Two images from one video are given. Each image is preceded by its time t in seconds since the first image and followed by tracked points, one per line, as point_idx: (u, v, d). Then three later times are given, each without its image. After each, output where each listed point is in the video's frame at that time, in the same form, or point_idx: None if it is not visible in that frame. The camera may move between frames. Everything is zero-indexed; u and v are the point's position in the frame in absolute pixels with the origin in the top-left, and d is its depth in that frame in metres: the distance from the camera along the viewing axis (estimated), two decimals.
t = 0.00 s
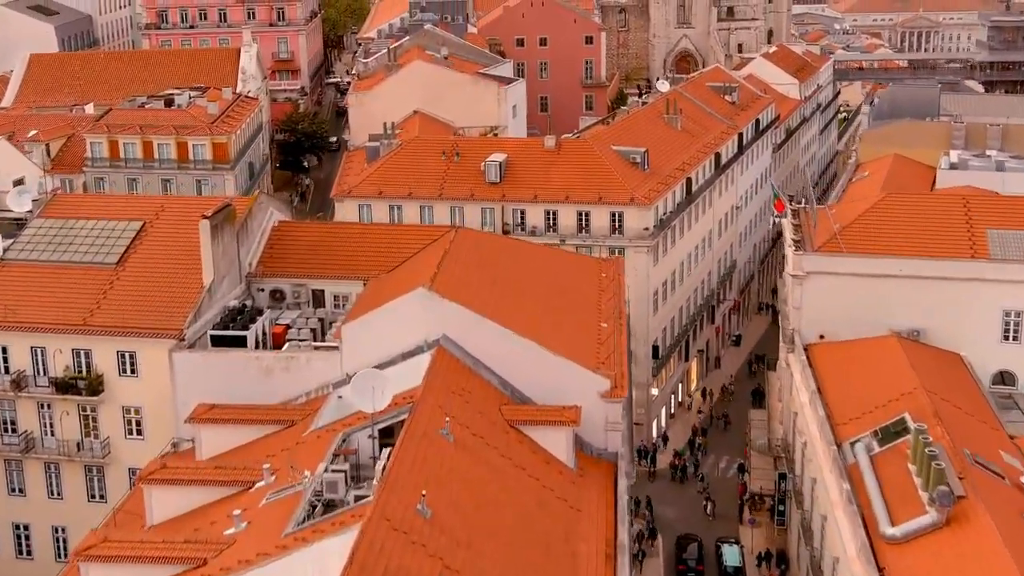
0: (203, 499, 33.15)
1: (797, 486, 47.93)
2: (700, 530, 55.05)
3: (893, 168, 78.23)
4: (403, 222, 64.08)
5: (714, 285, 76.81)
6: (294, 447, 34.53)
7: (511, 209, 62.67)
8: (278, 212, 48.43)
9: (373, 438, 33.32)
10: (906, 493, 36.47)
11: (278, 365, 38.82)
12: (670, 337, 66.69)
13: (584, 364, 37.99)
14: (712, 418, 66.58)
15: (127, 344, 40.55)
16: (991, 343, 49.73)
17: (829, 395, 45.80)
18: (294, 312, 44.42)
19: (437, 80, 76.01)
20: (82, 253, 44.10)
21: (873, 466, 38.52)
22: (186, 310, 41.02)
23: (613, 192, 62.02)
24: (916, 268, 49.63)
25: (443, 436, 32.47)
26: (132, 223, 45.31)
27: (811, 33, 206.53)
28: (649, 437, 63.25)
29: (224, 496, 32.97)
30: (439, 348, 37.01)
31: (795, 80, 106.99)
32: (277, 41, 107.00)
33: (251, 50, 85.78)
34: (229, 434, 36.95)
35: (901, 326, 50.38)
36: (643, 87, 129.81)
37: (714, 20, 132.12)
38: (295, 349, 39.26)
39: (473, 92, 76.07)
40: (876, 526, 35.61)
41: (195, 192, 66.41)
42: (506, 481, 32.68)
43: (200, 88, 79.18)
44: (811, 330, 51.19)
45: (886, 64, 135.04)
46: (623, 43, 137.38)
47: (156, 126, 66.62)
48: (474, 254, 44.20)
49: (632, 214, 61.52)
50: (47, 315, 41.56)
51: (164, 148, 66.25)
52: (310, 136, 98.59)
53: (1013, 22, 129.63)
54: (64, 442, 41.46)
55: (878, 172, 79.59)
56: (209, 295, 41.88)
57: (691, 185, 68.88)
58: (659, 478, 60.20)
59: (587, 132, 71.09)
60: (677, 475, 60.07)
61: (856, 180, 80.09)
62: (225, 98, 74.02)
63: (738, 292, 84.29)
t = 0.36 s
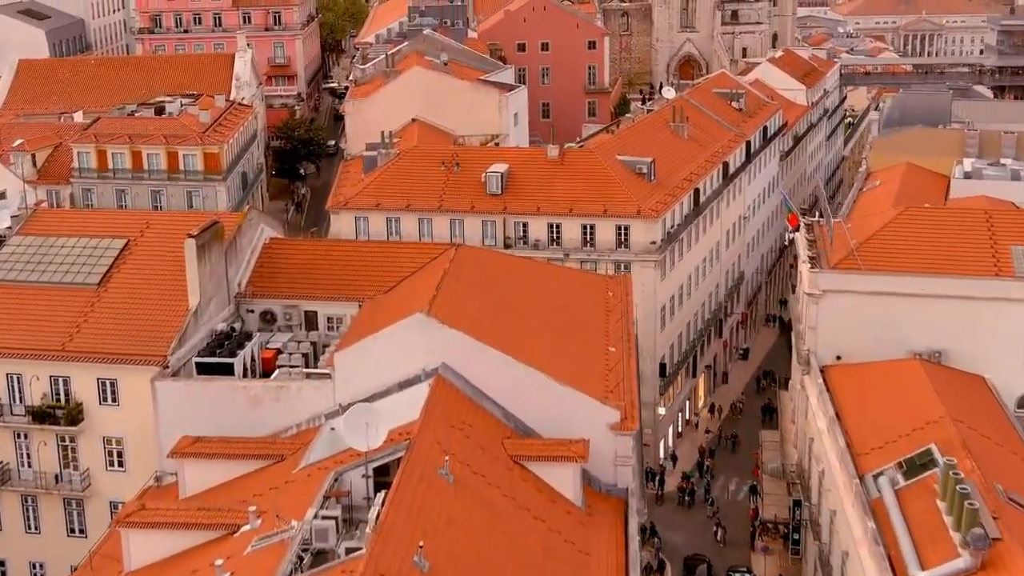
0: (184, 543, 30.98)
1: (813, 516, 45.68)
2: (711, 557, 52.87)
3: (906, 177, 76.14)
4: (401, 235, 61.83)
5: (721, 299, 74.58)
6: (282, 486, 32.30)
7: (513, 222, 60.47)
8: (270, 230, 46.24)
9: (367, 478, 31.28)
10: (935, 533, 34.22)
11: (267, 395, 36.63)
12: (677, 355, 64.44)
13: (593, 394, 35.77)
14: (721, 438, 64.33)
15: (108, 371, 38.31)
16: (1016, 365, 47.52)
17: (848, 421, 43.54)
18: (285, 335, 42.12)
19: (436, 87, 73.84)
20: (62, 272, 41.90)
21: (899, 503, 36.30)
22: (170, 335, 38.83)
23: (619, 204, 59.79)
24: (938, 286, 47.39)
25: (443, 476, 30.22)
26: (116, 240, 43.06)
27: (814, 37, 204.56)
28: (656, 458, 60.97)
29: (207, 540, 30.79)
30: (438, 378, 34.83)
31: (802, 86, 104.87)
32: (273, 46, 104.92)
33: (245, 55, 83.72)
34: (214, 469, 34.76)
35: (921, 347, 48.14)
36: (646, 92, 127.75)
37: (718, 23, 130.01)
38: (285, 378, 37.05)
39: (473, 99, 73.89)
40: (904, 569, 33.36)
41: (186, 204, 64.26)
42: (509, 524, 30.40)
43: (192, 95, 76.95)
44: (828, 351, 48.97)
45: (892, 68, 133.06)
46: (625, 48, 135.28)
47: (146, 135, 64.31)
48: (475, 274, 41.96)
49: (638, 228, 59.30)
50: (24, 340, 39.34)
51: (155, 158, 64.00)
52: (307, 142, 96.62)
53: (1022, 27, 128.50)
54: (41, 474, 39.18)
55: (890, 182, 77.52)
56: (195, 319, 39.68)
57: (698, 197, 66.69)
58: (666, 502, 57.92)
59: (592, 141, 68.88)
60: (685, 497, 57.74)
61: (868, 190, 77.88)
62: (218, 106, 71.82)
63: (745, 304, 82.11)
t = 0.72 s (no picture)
0: None
1: (834, 552, 43.17)
2: None
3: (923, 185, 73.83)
4: (398, 249, 59.34)
5: (730, 313, 72.09)
6: (267, 536, 29.81)
7: (516, 237, 58.02)
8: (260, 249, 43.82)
9: (359, 528, 28.78)
10: None
11: (253, 432, 34.20)
12: (686, 374, 61.97)
13: (602, 431, 33.34)
14: (732, 462, 61.86)
15: (83, 405, 35.76)
16: None
17: (872, 456, 41.02)
18: (274, 364, 39.65)
19: (435, 95, 71.39)
20: (38, 296, 39.39)
21: (931, 548, 33.91)
22: (151, 365, 36.37)
23: (626, 219, 57.32)
24: (964, 309, 44.90)
25: (442, 527, 27.75)
26: (95, 261, 40.55)
27: (818, 41, 202.31)
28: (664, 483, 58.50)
29: None
30: (436, 415, 32.42)
31: (810, 92, 102.51)
32: (268, 52, 102.48)
33: (239, 62, 81.52)
34: (195, 514, 32.29)
35: (946, 372, 45.65)
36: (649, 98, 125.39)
37: (722, 28, 127.54)
38: (273, 413, 34.61)
39: (473, 107, 71.41)
40: None
41: (175, 217, 61.75)
42: None
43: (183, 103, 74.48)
44: (848, 377, 46.52)
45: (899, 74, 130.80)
46: (628, 52, 132.98)
47: (133, 146, 61.81)
48: (475, 296, 39.47)
49: (645, 243, 56.79)
50: None
51: (142, 170, 61.53)
52: (302, 151, 93.81)
53: None
54: (13, 514, 36.59)
55: (905, 192, 75.22)
56: (178, 347, 37.24)
57: (708, 210, 64.25)
58: (675, 529, 55.39)
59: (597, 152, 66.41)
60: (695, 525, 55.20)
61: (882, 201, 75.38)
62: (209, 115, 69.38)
63: (754, 319, 79.69)
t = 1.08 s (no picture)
0: None
1: None
2: None
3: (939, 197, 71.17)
4: (396, 266, 56.90)
5: (740, 330, 69.61)
6: None
7: (519, 253, 55.54)
8: (249, 271, 41.35)
9: None
10: None
11: (238, 473, 31.87)
12: (695, 396, 59.49)
13: (615, 476, 30.92)
14: (744, 488, 59.35)
15: (55, 443, 33.14)
16: None
17: (899, 493, 38.68)
18: (262, 397, 37.21)
19: (434, 104, 68.88)
20: (11, 323, 36.88)
21: None
22: (129, 400, 33.89)
23: (635, 235, 54.80)
24: (994, 334, 42.40)
25: None
26: (73, 285, 38.02)
27: (823, 45, 200.00)
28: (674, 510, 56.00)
29: None
30: (436, 460, 30.08)
31: (818, 99, 100.12)
32: (263, 57, 100.01)
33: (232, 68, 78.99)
34: (175, 565, 29.89)
35: (975, 401, 43.19)
36: (653, 105, 123.01)
37: (728, 32, 124.99)
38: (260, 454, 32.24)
39: (474, 117, 68.89)
40: None
41: (163, 232, 59.27)
42: None
43: (174, 111, 72.02)
44: (870, 405, 44.05)
45: (908, 79, 128.40)
46: (631, 57, 130.64)
47: (120, 158, 59.35)
48: (476, 324, 36.96)
49: (654, 260, 54.27)
50: None
51: (129, 184, 59.07)
52: (298, 160, 91.16)
53: None
54: None
55: (921, 204, 72.62)
56: (159, 380, 34.80)
57: (718, 224, 61.75)
58: (686, 560, 52.94)
59: (603, 163, 63.92)
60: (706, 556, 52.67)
61: (896, 213, 72.85)
62: (200, 125, 66.94)
63: (763, 334, 77.26)
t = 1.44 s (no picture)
0: None
1: None
2: None
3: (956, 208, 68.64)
4: (393, 284, 54.43)
5: (751, 348, 67.13)
6: None
7: (522, 271, 53.04)
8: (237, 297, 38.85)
9: None
10: None
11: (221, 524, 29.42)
12: (706, 419, 57.00)
13: (629, 527, 28.63)
14: (757, 515, 56.91)
15: (24, 488, 30.60)
16: None
17: (930, 536, 36.22)
18: (248, 434, 34.72)
19: (434, 113, 66.40)
20: None
21: None
22: (104, 441, 31.37)
23: (644, 252, 52.28)
24: None
25: None
26: (46, 313, 35.53)
27: (827, 49, 197.47)
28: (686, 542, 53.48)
29: None
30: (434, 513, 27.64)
31: (827, 106, 97.82)
32: (258, 64, 97.63)
33: (226, 77, 77.09)
34: None
35: (1007, 434, 40.75)
36: (657, 111, 120.59)
37: (733, 38, 122.68)
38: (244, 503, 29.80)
39: (474, 127, 66.45)
40: None
41: (150, 249, 56.77)
42: None
43: (164, 121, 69.52)
44: (895, 437, 41.55)
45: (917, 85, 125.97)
46: (634, 63, 128.23)
47: (105, 171, 56.84)
48: (479, 356, 34.46)
49: (664, 279, 51.75)
50: None
51: (115, 198, 56.55)
52: (294, 169, 88.74)
53: None
54: None
55: (937, 216, 70.12)
56: (137, 419, 32.28)
57: (729, 239, 59.27)
58: None
59: (609, 176, 61.44)
60: None
61: (912, 226, 70.42)
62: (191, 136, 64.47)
63: (773, 351, 74.78)
